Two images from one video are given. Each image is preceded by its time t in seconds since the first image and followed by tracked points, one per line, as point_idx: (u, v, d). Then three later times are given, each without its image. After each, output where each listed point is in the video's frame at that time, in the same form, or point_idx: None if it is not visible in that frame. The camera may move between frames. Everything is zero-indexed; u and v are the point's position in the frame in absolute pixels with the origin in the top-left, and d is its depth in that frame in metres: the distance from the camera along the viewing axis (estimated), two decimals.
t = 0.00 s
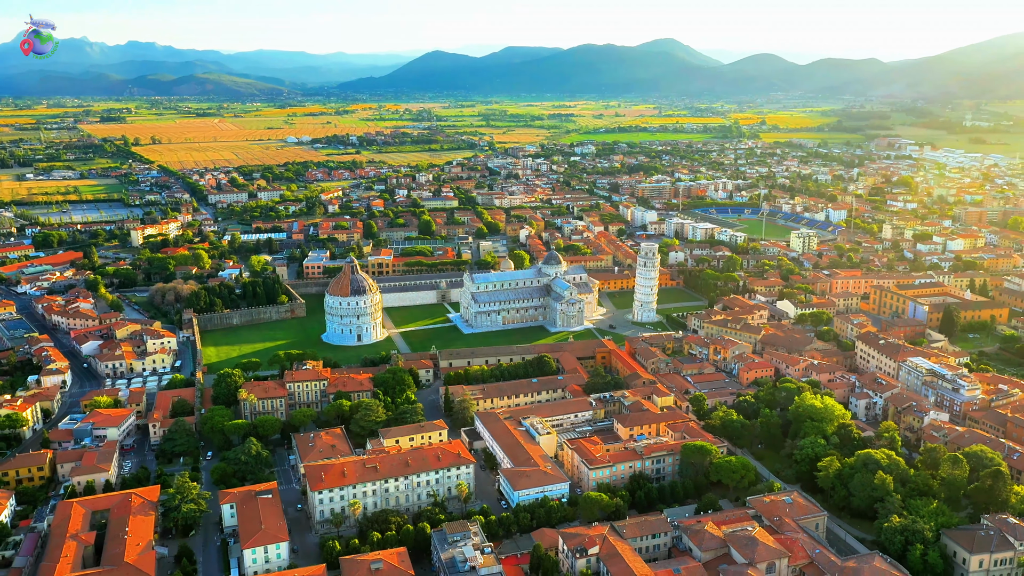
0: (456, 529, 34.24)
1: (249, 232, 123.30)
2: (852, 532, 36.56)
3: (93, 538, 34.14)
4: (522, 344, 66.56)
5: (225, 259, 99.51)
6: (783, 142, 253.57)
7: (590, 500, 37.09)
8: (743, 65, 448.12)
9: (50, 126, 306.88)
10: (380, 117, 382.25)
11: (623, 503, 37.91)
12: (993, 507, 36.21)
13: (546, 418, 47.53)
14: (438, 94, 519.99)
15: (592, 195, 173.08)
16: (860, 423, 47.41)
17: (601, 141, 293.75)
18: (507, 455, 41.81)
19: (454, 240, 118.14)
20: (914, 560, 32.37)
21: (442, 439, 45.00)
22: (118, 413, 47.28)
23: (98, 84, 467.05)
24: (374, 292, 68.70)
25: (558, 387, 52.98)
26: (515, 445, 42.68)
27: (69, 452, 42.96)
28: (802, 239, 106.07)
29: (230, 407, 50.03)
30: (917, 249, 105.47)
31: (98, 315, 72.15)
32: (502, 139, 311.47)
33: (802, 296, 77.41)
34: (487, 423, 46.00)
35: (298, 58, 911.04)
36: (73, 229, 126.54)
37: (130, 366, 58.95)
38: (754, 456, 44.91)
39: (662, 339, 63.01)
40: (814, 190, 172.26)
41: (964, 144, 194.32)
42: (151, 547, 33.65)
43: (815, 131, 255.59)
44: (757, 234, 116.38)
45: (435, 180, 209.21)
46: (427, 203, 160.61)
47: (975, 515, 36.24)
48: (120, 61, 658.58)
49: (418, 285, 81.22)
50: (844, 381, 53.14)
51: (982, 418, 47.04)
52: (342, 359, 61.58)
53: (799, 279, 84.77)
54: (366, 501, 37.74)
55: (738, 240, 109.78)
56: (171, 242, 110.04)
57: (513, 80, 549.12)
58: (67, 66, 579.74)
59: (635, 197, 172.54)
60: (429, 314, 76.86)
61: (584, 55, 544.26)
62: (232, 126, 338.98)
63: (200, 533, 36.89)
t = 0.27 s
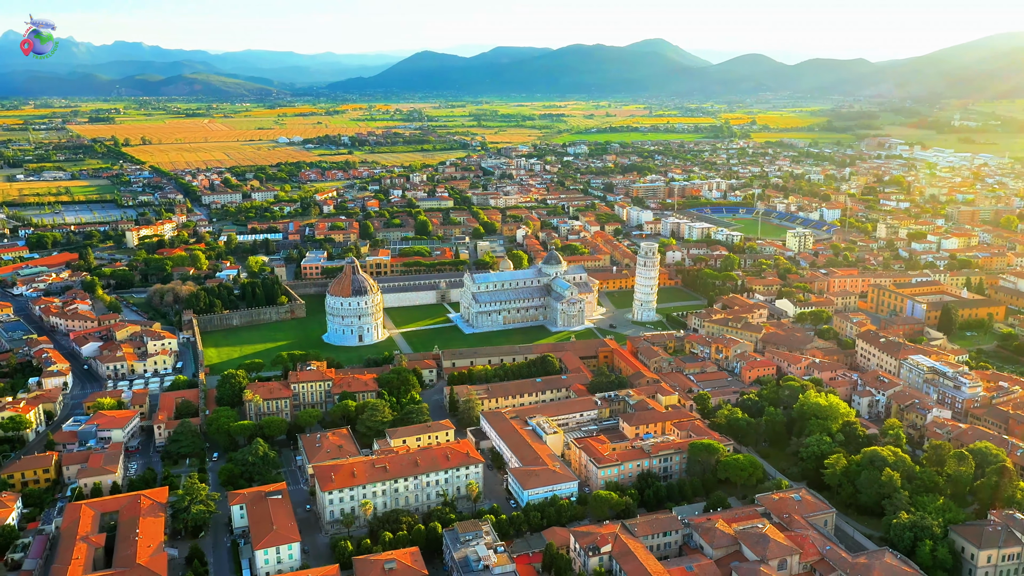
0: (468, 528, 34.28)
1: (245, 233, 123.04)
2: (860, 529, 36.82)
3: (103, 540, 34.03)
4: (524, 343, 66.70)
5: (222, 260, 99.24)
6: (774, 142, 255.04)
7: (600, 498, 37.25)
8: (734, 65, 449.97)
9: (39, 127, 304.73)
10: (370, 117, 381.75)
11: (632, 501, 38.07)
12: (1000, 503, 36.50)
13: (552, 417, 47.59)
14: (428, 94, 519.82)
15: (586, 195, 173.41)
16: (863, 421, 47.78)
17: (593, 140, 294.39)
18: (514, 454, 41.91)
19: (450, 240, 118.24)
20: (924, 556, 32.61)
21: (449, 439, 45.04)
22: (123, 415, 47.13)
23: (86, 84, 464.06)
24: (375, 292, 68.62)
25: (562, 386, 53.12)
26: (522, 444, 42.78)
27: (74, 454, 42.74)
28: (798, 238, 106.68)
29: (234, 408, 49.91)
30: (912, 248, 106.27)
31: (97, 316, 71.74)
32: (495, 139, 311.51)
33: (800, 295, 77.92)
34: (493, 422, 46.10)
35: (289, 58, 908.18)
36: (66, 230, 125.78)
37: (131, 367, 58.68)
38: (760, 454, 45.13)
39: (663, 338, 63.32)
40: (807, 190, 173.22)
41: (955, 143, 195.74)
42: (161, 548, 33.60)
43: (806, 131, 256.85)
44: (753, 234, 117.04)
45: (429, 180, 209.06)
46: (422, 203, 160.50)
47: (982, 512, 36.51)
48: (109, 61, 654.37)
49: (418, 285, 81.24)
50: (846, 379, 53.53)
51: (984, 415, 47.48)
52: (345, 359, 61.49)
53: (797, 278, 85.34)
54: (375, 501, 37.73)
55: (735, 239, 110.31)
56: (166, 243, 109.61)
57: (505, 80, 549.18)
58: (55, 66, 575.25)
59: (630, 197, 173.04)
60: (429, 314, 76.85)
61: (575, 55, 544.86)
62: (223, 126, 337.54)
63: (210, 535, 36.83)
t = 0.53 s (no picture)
0: (482, 528, 34.35)
1: (244, 233, 122.82)
2: (871, 526, 37.02)
3: (116, 542, 33.98)
4: (528, 343, 66.82)
5: (222, 261, 99.04)
6: (769, 142, 255.80)
7: (612, 497, 37.38)
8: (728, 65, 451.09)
9: (31, 127, 303.14)
10: (365, 117, 381.14)
11: (644, 500, 38.22)
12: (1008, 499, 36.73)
13: (560, 417, 47.69)
14: (422, 94, 520.02)
15: (584, 195, 173.65)
16: (869, 419, 48.01)
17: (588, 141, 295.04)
18: (525, 454, 42.00)
19: (450, 240, 118.28)
20: (936, 553, 32.80)
21: (458, 439, 45.10)
22: (130, 416, 46.98)
23: (79, 83, 461.61)
24: (379, 292, 68.58)
25: (569, 386, 53.23)
26: (533, 443, 42.86)
27: (83, 455, 42.63)
28: (797, 238, 107.07)
29: (242, 409, 49.84)
30: (910, 248, 106.77)
31: (98, 317, 71.47)
32: (489, 139, 311.47)
33: (801, 294, 78.23)
34: (502, 422, 46.17)
35: (282, 58, 906.58)
36: (63, 231, 125.25)
37: (136, 368, 58.50)
38: (768, 453, 45.35)
39: (668, 337, 63.53)
40: (803, 190, 173.83)
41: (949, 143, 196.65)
42: (175, 549, 33.56)
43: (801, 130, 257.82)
44: (751, 233, 117.44)
45: (425, 180, 208.88)
46: (420, 204, 160.39)
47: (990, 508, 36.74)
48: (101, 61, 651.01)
49: (420, 286, 81.23)
50: (851, 378, 53.79)
51: (989, 412, 47.80)
52: (350, 359, 61.51)
53: (798, 277, 85.68)
54: (387, 501, 37.77)
55: (734, 239, 110.68)
56: (165, 244, 109.32)
57: (499, 80, 549.29)
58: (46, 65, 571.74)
59: (627, 197, 173.33)
60: (431, 314, 76.87)
61: (569, 55, 545.06)
62: (216, 126, 336.45)
63: (223, 535, 36.82)
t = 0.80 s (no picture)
0: (494, 527, 34.40)
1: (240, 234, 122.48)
2: (879, 523, 37.27)
3: (128, 544, 33.88)
4: (530, 343, 66.95)
5: (221, 262, 98.78)
6: (762, 142, 256.77)
7: (622, 496, 37.51)
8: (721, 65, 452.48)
9: (22, 128, 301.15)
10: (358, 117, 380.51)
11: (654, 498, 38.36)
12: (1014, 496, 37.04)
13: (567, 416, 47.81)
14: (414, 95, 519.38)
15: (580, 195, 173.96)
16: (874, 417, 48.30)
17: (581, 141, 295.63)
18: (533, 453, 42.09)
19: (448, 240, 118.34)
20: (946, 549, 33.04)
21: (466, 438, 45.16)
22: (136, 418, 46.77)
23: (69, 83, 458.68)
24: (381, 293, 68.51)
25: (574, 385, 53.36)
26: (541, 443, 42.97)
27: (90, 458, 42.43)
28: (794, 237, 107.52)
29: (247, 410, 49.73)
30: (906, 247, 107.50)
31: (98, 319, 71.10)
32: (483, 139, 311.47)
33: (801, 293, 78.67)
34: (509, 422, 46.26)
35: (274, 59, 904.33)
36: (57, 232, 124.56)
37: (138, 370, 58.25)
38: (774, 451, 45.60)
39: (670, 337, 63.82)
40: (797, 189, 174.56)
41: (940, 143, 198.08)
42: (187, 551, 33.50)
43: (794, 130, 258.85)
44: (749, 233, 117.99)
45: (421, 181, 208.67)
46: (416, 204, 160.31)
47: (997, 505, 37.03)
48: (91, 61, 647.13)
49: (421, 286, 81.20)
50: (854, 376, 54.12)
51: (991, 410, 48.21)
52: (354, 360, 61.46)
53: (796, 277, 86.16)
54: (397, 501, 37.80)
55: (731, 238, 111.21)
56: (162, 244, 108.95)
57: (491, 80, 549.21)
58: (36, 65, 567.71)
59: (622, 197, 173.73)
60: (433, 314, 76.86)
61: (562, 55, 545.63)
62: (208, 127, 335.18)
63: (234, 536, 36.77)
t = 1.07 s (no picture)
0: (504, 527, 34.48)
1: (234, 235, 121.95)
2: (885, 520, 37.57)
3: (137, 546, 33.78)
4: (531, 343, 67.07)
5: (216, 263, 98.37)
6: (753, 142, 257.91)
7: (630, 495, 37.66)
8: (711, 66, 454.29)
9: (8, 129, 298.41)
10: (347, 118, 379.34)
11: (661, 497, 38.52)
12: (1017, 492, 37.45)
13: (571, 416, 47.97)
14: (404, 95, 518.46)
15: (573, 196, 174.25)
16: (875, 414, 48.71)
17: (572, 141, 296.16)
18: (539, 453, 42.16)
19: (443, 241, 118.28)
20: (953, 545, 33.42)
21: (471, 438, 45.20)
22: (139, 420, 46.57)
23: (55, 84, 454.90)
24: (380, 294, 68.42)
25: (576, 384, 53.51)
26: (547, 443, 43.05)
27: (94, 460, 42.22)
28: (788, 237, 107.99)
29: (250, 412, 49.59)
30: (899, 246, 108.37)
31: (95, 321, 70.63)
32: (474, 140, 311.31)
33: (798, 292, 79.19)
34: (514, 422, 46.36)
35: (262, 59, 900.48)
36: (48, 234, 123.55)
37: (138, 372, 57.93)
38: (777, 449, 45.89)
39: (670, 336, 64.12)
40: (789, 189, 175.43)
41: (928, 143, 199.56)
42: (197, 553, 33.42)
43: (784, 130, 260.19)
44: (743, 233, 118.62)
45: (413, 181, 208.35)
46: (410, 204, 160.10)
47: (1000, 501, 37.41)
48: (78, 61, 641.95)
49: (419, 286, 81.15)
50: (854, 374, 54.55)
51: (991, 407, 48.71)
52: (355, 361, 61.38)
53: (792, 276, 86.71)
54: (405, 501, 37.79)
55: (726, 238, 111.81)
56: (157, 246, 108.37)
57: (481, 81, 548.88)
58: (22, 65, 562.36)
59: (616, 197, 174.15)
60: (432, 315, 76.80)
61: (552, 55, 546.26)
62: (197, 128, 333.35)
63: (242, 537, 36.70)
